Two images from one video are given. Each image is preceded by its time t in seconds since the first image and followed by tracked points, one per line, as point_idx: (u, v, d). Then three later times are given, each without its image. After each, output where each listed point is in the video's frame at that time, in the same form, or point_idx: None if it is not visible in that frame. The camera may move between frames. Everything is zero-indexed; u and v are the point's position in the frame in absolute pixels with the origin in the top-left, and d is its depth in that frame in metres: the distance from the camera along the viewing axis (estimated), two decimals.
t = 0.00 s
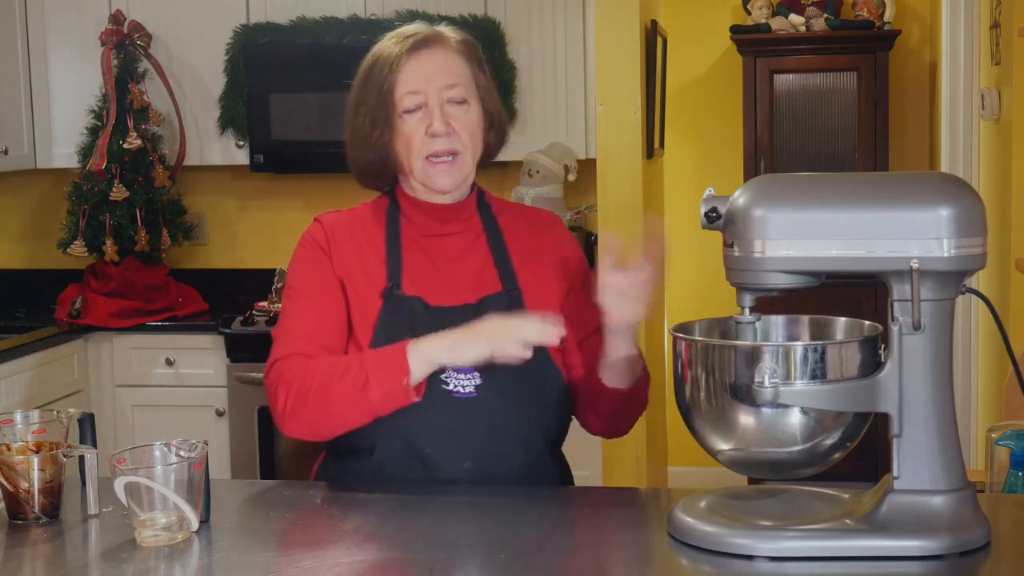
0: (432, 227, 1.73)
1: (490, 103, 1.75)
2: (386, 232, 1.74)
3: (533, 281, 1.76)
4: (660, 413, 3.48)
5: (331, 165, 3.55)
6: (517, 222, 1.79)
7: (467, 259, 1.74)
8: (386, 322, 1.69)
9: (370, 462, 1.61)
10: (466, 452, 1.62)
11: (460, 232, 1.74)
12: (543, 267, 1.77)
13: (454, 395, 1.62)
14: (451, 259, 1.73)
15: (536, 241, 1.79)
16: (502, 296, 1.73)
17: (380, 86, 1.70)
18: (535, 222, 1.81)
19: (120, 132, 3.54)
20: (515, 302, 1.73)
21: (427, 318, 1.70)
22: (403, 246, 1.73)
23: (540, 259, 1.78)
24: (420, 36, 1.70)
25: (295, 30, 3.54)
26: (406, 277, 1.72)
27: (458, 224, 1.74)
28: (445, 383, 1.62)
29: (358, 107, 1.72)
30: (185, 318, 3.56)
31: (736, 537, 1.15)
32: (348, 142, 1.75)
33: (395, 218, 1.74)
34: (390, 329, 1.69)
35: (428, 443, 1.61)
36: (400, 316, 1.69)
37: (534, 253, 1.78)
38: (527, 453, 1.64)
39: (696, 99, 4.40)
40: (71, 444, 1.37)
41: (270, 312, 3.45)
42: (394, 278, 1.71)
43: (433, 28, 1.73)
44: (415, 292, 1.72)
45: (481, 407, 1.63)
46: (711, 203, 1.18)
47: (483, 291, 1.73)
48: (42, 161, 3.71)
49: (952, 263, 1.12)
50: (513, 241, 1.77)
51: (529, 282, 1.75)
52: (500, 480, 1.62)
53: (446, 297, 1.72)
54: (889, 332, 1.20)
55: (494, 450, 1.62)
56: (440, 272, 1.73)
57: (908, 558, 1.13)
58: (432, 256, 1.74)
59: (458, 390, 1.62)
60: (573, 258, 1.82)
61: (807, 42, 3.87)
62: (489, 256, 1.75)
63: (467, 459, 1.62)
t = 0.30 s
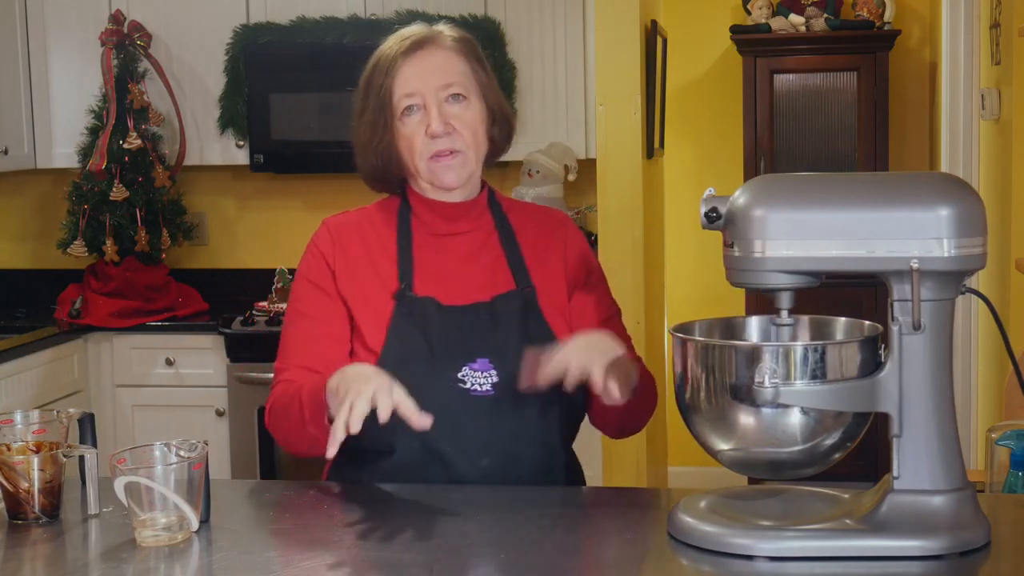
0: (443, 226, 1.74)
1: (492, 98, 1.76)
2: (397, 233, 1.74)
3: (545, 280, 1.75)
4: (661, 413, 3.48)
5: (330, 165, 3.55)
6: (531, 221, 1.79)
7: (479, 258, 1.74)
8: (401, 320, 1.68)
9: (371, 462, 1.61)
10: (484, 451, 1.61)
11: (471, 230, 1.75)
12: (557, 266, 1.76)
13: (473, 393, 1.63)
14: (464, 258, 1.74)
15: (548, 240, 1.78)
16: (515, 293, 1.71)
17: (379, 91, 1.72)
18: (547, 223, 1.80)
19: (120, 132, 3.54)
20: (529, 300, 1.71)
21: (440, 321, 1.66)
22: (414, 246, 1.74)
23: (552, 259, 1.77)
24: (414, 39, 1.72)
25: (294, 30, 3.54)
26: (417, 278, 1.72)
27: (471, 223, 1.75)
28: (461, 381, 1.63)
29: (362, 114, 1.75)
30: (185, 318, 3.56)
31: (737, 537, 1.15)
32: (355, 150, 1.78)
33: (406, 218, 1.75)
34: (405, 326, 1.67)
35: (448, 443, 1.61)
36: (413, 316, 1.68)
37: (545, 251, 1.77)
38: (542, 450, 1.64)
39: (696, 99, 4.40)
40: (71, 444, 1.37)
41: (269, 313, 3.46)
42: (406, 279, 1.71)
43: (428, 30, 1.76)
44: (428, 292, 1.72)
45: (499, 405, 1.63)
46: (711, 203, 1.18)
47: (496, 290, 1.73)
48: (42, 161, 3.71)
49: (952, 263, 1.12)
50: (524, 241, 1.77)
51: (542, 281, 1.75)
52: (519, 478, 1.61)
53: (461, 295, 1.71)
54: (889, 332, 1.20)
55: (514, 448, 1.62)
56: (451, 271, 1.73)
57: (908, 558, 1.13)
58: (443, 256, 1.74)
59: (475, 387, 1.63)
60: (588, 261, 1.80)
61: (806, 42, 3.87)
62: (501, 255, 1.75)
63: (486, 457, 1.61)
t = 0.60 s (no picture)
0: (449, 226, 1.75)
1: (498, 99, 1.77)
2: (404, 230, 1.76)
3: (548, 282, 1.74)
4: (661, 414, 3.48)
5: (331, 165, 3.55)
6: (538, 223, 1.79)
7: (484, 259, 1.75)
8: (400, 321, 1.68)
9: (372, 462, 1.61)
10: (472, 455, 1.62)
11: (478, 231, 1.76)
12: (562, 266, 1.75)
13: (464, 397, 1.62)
14: (467, 259, 1.74)
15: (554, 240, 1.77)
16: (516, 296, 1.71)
17: (386, 90, 1.73)
18: (557, 224, 1.79)
19: (120, 132, 3.54)
20: (530, 303, 1.71)
21: (439, 323, 1.66)
22: (420, 246, 1.75)
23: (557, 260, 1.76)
24: (421, 38, 1.72)
25: (294, 30, 3.53)
26: (420, 278, 1.73)
27: (477, 224, 1.76)
28: (454, 386, 1.62)
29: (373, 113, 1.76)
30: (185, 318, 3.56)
31: (737, 537, 1.15)
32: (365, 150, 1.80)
33: (414, 219, 1.77)
34: (403, 327, 1.67)
35: (439, 446, 1.61)
36: (411, 317, 1.68)
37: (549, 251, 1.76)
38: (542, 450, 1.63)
39: (696, 99, 4.40)
40: (71, 444, 1.37)
41: (269, 313, 3.46)
42: (408, 281, 1.71)
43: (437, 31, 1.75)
44: (429, 293, 1.72)
45: (491, 408, 1.62)
46: (711, 203, 1.18)
47: (498, 292, 1.73)
48: (42, 161, 3.71)
49: (952, 263, 1.12)
50: (531, 242, 1.77)
51: (546, 285, 1.74)
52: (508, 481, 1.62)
53: (463, 297, 1.71)
54: (889, 332, 1.19)
55: (501, 451, 1.62)
56: (457, 272, 1.73)
57: (908, 558, 1.13)
58: (447, 256, 1.74)
59: (467, 392, 1.62)
60: (598, 263, 1.77)
61: (806, 42, 3.87)
62: (505, 256, 1.75)
63: (475, 460, 1.62)
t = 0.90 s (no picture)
0: (453, 226, 1.75)
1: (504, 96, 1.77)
2: (408, 227, 1.76)
3: (553, 282, 1.74)
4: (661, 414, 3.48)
5: (331, 165, 3.55)
6: (543, 224, 1.79)
7: (488, 259, 1.74)
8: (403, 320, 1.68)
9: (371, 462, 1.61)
10: (476, 454, 1.62)
11: (483, 230, 1.76)
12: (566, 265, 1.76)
13: (467, 397, 1.62)
14: (470, 258, 1.74)
15: (558, 240, 1.77)
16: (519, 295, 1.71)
17: (395, 81, 1.73)
18: (562, 224, 1.80)
19: (120, 132, 3.54)
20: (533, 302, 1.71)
21: (441, 322, 1.66)
22: (423, 245, 1.75)
23: (561, 260, 1.76)
24: (431, 30, 1.72)
25: (294, 30, 3.53)
26: (423, 277, 1.72)
27: (481, 223, 1.75)
28: (457, 385, 1.62)
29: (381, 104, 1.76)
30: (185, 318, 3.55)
31: (736, 537, 1.15)
32: (372, 141, 1.81)
33: (417, 218, 1.77)
34: (405, 326, 1.67)
35: (441, 446, 1.61)
36: (414, 316, 1.67)
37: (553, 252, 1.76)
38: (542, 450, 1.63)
39: (696, 99, 4.40)
40: (71, 444, 1.37)
41: (269, 313, 3.46)
42: (412, 279, 1.71)
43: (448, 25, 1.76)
44: (433, 293, 1.71)
45: (494, 407, 1.62)
46: (711, 203, 1.18)
47: (501, 292, 1.73)
48: (42, 161, 3.71)
49: (952, 263, 1.12)
50: (536, 241, 1.77)
51: (550, 284, 1.74)
52: (511, 481, 1.61)
53: (466, 296, 1.71)
54: (889, 332, 1.19)
55: (504, 451, 1.62)
56: (462, 271, 1.73)
57: (908, 558, 1.13)
58: (452, 255, 1.74)
59: (470, 391, 1.62)
60: (602, 263, 1.78)
61: (806, 42, 3.87)
62: (509, 255, 1.75)
63: (478, 460, 1.62)
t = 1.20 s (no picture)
0: (455, 224, 1.74)
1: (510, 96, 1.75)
2: (410, 225, 1.76)
3: (555, 280, 1.74)
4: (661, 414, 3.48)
5: (331, 165, 3.55)
6: (546, 222, 1.78)
7: (490, 257, 1.74)
8: (405, 316, 1.70)
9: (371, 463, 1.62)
10: (482, 452, 1.63)
11: (484, 228, 1.75)
12: (568, 263, 1.76)
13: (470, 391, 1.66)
14: (474, 257, 1.74)
15: (560, 238, 1.77)
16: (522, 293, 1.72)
17: (398, 80, 1.72)
18: (565, 221, 1.79)
19: (120, 132, 3.54)
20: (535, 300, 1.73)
21: (444, 318, 1.70)
22: (426, 244, 1.75)
23: (564, 258, 1.76)
24: (435, 30, 1.71)
25: (294, 29, 3.53)
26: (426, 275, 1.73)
27: (484, 221, 1.75)
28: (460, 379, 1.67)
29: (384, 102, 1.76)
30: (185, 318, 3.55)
31: (737, 537, 1.15)
32: (375, 140, 1.78)
33: (419, 216, 1.76)
34: (407, 323, 1.70)
35: (446, 443, 1.62)
36: (417, 313, 1.70)
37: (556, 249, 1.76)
38: (543, 450, 1.63)
39: (696, 99, 4.40)
40: (71, 444, 1.37)
41: (269, 313, 3.47)
42: (414, 277, 1.73)
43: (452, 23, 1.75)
44: (435, 291, 1.73)
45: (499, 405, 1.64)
46: (711, 203, 1.18)
47: (504, 290, 1.73)
48: (42, 161, 3.71)
49: (952, 263, 1.12)
50: (537, 239, 1.76)
51: (552, 282, 1.74)
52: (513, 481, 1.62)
53: (467, 294, 1.72)
54: (889, 332, 1.19)
55: (507, 446, 1.63)
56: (464, 270, 1.73)
57: (908, 558, 1.13)
58: (454, 254, 1.74)
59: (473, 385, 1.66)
60: (602, 260, 1.77)
61: (806, 42, 3.87)
62: (512, 253, 1.75)
63: (483, 457, 1.63)
